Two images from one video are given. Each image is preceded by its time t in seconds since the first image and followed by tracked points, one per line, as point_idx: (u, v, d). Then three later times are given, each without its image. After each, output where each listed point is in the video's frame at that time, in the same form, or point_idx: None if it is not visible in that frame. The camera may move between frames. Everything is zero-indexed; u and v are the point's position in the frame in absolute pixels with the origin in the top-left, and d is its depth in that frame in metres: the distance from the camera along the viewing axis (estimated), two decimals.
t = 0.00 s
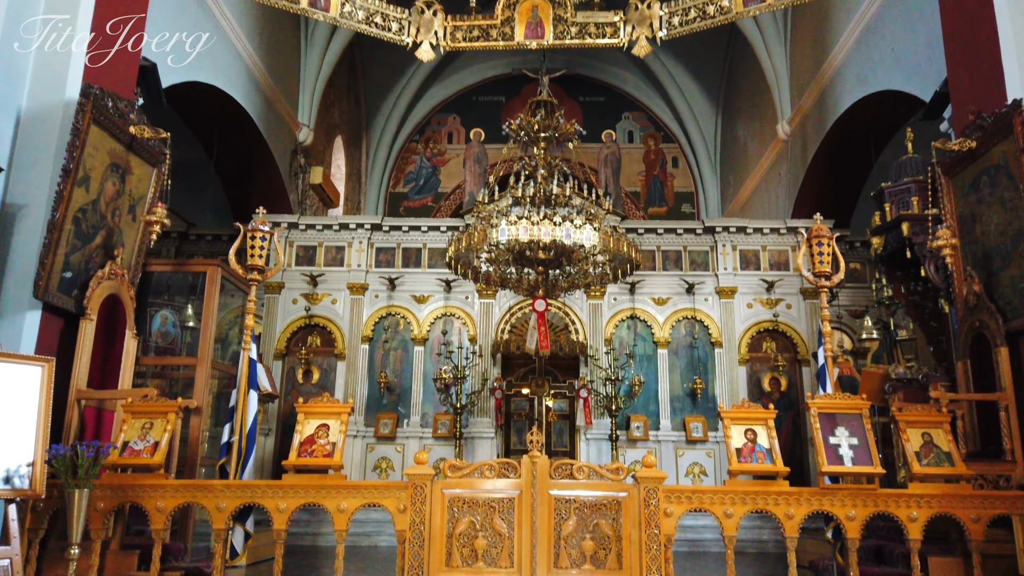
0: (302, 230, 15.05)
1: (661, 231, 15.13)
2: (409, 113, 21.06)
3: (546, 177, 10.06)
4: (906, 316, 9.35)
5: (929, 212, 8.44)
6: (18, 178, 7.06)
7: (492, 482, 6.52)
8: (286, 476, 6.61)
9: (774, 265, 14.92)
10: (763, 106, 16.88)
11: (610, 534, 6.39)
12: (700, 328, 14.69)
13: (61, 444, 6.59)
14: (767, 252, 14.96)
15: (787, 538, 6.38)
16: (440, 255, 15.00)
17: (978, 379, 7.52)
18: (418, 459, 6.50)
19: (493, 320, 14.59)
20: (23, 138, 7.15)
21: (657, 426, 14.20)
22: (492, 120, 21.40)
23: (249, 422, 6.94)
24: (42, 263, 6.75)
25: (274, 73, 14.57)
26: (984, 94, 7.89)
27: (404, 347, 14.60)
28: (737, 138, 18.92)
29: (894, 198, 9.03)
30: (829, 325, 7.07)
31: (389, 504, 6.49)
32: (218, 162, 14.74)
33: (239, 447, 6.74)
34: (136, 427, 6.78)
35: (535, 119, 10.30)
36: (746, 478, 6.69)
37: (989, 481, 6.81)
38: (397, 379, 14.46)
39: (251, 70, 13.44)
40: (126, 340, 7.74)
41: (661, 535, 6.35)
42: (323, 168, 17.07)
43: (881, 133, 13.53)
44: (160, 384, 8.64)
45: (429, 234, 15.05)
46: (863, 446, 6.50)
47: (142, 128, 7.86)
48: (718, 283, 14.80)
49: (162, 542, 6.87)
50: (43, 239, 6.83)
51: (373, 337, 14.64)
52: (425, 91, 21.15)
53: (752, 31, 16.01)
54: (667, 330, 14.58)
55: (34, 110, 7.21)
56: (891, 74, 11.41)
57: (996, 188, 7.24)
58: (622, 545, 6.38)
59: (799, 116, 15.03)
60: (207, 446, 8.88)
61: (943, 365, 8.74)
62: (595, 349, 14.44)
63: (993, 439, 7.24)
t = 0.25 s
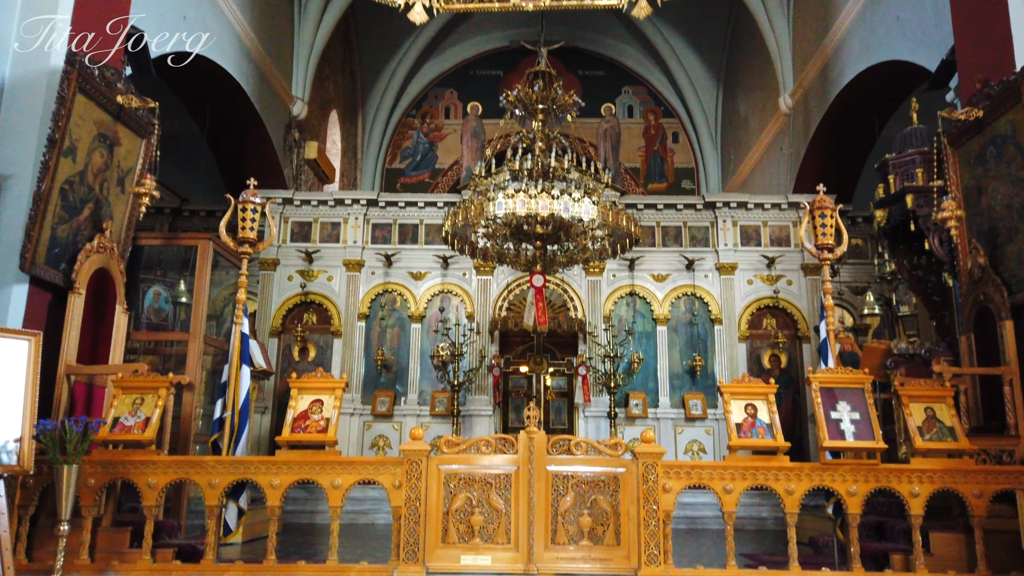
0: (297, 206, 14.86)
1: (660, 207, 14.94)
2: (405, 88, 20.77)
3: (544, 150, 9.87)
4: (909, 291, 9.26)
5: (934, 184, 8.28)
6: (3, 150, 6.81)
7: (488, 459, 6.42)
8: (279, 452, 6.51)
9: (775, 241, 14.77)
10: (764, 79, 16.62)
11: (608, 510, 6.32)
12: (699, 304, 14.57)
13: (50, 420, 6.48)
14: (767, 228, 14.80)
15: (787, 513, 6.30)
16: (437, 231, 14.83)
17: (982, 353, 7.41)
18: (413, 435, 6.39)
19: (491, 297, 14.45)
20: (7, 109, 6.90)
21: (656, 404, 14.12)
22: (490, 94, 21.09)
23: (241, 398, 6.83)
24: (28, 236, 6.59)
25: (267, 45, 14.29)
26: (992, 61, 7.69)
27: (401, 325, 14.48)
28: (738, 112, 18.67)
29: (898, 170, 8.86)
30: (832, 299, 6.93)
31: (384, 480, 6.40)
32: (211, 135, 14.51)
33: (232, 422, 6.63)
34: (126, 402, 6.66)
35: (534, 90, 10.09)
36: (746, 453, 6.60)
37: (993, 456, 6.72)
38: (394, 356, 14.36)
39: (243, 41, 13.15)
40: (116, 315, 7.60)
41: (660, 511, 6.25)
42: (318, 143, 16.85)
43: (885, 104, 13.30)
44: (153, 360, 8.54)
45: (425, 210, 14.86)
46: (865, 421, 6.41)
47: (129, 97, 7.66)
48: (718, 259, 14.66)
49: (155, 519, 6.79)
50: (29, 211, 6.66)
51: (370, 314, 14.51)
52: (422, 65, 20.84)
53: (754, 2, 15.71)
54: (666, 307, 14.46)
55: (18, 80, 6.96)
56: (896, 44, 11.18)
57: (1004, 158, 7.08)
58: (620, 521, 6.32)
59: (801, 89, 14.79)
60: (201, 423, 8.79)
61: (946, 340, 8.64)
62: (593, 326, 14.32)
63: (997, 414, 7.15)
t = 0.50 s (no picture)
0: (292, 184, 14.65)
1: (660, 185, 14.73)
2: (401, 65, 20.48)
3: (541, 125, 9.67)
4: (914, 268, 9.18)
5: (940, 157, 8.11)
6: None
7: (485, 438, 6.30)
8: (271, 432, 6.38)
9: (776, 219, 14.59)
10: (766, 54, 16.35)
11: (606, 490, 6.22)
12: (699, 284, 14.45)
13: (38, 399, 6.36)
14: (768, 206, 14.62)
15: (789, 493, 6.19)
16: (434, 210, 14.65)
17: (988, 330, 7.28)
18: (408, 414, 6.26)
19: (489, 277, 14.29)
20: None
21: (655, 384, 14.02)
22: (487, 71, 20.78)
23: (233, 377, 6.70)
24: (11, 210, 6.41)
25: (260, 19, 14.02)
26: (1002, 29, 7.49)
27: (398, 305, 14.34)
28: (739, 89, 18.40)
29: (903, 144, 8.68)
30: (836, 275, 6.77)
31: (379, 460, 6.28)
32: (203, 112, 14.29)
33: (223, 402, 6.51)
34: (115, 381, 6.53)
35: (532, 63, 9.86)
36: (747, 432, 6.48)
37: (998, 435, 6.61)
38: (391, 337, 14.23)
39: (235, 14, 12.88)
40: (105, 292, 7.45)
41: (659, 491, 6.14)
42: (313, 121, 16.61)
43: (888, 78, 13.08)
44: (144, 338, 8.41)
45: (422, 188, 14.66)
46: (869, 399, 6.29)
47: (115, 68, 7.48)
48: (718, 238, 14.49)
49: (147, 500, 6.69)
50: (12, 185, 6.49)
51: (367, 294, 14.36)
52: (418, 42, 20.54)
53: None
54: (666, 287, 14.32)
55: None
56: (902, 16, 10.95)
57: (1013, 130, 6.91)
58: (618, 501, 6.23)
59: (804, 64, 14.55)
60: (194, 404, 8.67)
61: (950, 318, 8.52)
62: (592, 305, 14.17)
63: (1002, 392, 7.05)
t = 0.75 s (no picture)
0: (288, 165, 14.42)
1: (661, 166, 14.52)
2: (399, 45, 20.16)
3: (541, 104, 9.45)
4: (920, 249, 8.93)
5: (949, 136, 7.91)
6: None
7: (483, 423, 6.17)
8: (264, 417, 6.23)
9: (778, 200, 14.39)
10: (769, 33, 16.07)
11: (607, 476, 6.10)
12: (700, 266, 14.27)
13: (24, 383, 6.22)
14: (771, 187, 14.42)
15: (793, 479, 6.06)
16: (432, 191, 14.44)
17: (996, 313, 7.15)
18: (404, 399, 6.11)
19: (488, 259, 14.11)
20: None
21: (656, 367, 13.89)
22: (486, 52, 20.45)
23: (225, 361, 6.54)
24: None
25: None
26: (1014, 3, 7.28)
27: (396, 288, 14.16)
28: (742, 69, 18.11)
29: (910, 122, 8.47)
30: (842, 256, 6.60)
31: (375, 445, 6.15)
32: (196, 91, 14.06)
33: (215, 386, 6.36)
34: (104, 365, 6.39)
35: (530, 40, 9.62)
36: (750, 416, 6.34)
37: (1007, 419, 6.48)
38: (389, 320, 14.08)
39: None
40: (93, 274, 7.30)
41: (661, 477, 6.01)
42: (309, 101, 16.35)
43: (895, 55, 12.83)
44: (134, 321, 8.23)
45: (420, 169, 14.44)
46: (876, 383, 6.14)
47: (101, 43, 7.29)
48: (720, 220, 14.30)
49: (138, 486, 6.57)
50: None
51: (365, 277, 14.19)
52: (415, 22, 20.21)
53: None
54: (666, 270, 14.15)
55: None
56: None
57: None
58: (619, 486, 6.11)
59: (807, 42, 14.30)
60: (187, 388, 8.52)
61: (958, 300, 8.36)
62: (592, 288, 14.00)
63: (1010, 376, 6.92)
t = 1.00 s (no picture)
0: (285, 151, 14.22)
1: (663, 152, 14.31)
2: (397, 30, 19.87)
3: (542, 87, 9.24)
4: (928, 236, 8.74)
5: (960, 119, 7.72)
6: None
7: (484, 413, 6.02)
8: (259, 406, 6.08)
9: (782, 186, 14.20)
10: (773, 17, 15.81)
11: (611, 466, 5.96)
12: (702, 254, 14.10)
13: (13, 372, 6.07)
14: (775, 173, 14.22)
15: (802, 469, 5.93)
16: (431, 178, 14.23)
17: (1008, 299, 6.94)
18: (403, 388, 5.95)
19: (488, 247, 13.93)
20: None
21: (658, 355, 13.74)
22: (485, 37, 20.10)
23: (219, 349, 6.38)
24: None
25: None
26: None
27: (395, 276, 13.99)
28: (745, 54, 17.85)
29: (920, 105, 8.27)
30: (852, 241, 6.42)
31: (373, 436, 5.99)
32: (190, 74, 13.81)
33: (209, 374, 6.20)
34: (95, 353, 6.23)
35: (531, 21, 9.40)
36: (758, 406, 6.20)
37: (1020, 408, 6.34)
38: (389, 308, 13.91)
39: None
40: (84, 260, 7.13)
41: (666, 468, 5.87)
42: (306, 86, 16.11)
43: (902, 38, 12.57)
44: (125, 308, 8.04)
45: (419, 156, 14.25)
46: (886, 371, 5.99)
47: (91, 23, 7.09)
48: (723, 207, 14.12)
49: (131, 476, 6.43)
50: None
51: (363, 265, 14.01)
52: (414, 7, 19.92)
53: None
54: (668, 257, 13.97)
55: None
56: None
57: None
58: (623, 477, 5.97)
59: (812, 26, 14.05)
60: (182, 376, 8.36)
61: (967, 287, 8.19)
62: (594, 275, 13.82)
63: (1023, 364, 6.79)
